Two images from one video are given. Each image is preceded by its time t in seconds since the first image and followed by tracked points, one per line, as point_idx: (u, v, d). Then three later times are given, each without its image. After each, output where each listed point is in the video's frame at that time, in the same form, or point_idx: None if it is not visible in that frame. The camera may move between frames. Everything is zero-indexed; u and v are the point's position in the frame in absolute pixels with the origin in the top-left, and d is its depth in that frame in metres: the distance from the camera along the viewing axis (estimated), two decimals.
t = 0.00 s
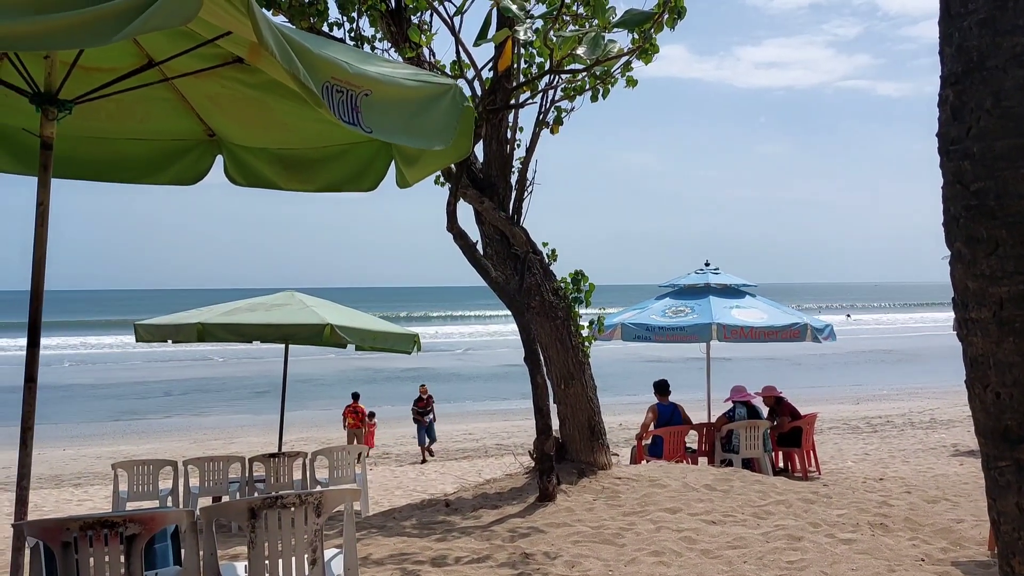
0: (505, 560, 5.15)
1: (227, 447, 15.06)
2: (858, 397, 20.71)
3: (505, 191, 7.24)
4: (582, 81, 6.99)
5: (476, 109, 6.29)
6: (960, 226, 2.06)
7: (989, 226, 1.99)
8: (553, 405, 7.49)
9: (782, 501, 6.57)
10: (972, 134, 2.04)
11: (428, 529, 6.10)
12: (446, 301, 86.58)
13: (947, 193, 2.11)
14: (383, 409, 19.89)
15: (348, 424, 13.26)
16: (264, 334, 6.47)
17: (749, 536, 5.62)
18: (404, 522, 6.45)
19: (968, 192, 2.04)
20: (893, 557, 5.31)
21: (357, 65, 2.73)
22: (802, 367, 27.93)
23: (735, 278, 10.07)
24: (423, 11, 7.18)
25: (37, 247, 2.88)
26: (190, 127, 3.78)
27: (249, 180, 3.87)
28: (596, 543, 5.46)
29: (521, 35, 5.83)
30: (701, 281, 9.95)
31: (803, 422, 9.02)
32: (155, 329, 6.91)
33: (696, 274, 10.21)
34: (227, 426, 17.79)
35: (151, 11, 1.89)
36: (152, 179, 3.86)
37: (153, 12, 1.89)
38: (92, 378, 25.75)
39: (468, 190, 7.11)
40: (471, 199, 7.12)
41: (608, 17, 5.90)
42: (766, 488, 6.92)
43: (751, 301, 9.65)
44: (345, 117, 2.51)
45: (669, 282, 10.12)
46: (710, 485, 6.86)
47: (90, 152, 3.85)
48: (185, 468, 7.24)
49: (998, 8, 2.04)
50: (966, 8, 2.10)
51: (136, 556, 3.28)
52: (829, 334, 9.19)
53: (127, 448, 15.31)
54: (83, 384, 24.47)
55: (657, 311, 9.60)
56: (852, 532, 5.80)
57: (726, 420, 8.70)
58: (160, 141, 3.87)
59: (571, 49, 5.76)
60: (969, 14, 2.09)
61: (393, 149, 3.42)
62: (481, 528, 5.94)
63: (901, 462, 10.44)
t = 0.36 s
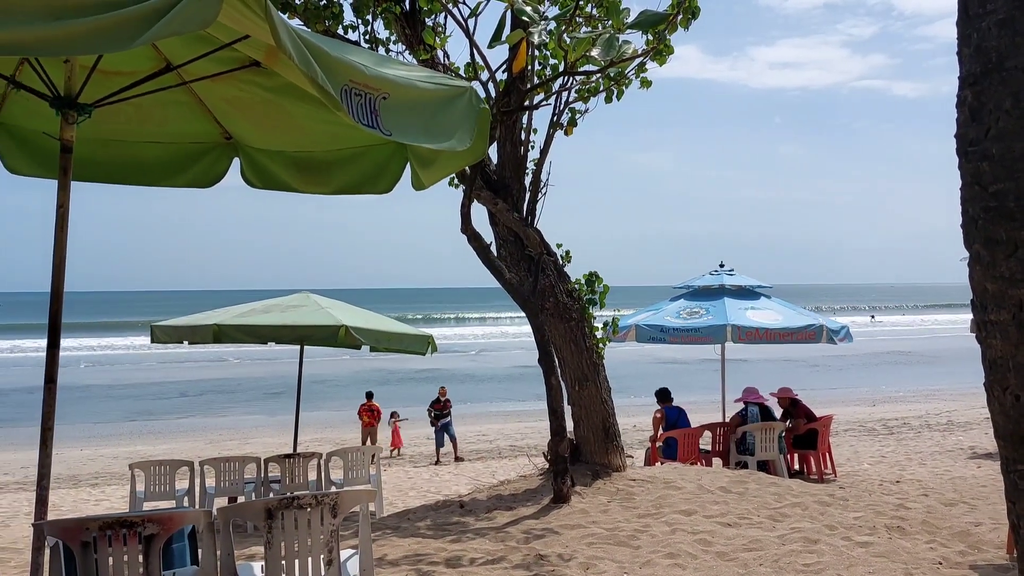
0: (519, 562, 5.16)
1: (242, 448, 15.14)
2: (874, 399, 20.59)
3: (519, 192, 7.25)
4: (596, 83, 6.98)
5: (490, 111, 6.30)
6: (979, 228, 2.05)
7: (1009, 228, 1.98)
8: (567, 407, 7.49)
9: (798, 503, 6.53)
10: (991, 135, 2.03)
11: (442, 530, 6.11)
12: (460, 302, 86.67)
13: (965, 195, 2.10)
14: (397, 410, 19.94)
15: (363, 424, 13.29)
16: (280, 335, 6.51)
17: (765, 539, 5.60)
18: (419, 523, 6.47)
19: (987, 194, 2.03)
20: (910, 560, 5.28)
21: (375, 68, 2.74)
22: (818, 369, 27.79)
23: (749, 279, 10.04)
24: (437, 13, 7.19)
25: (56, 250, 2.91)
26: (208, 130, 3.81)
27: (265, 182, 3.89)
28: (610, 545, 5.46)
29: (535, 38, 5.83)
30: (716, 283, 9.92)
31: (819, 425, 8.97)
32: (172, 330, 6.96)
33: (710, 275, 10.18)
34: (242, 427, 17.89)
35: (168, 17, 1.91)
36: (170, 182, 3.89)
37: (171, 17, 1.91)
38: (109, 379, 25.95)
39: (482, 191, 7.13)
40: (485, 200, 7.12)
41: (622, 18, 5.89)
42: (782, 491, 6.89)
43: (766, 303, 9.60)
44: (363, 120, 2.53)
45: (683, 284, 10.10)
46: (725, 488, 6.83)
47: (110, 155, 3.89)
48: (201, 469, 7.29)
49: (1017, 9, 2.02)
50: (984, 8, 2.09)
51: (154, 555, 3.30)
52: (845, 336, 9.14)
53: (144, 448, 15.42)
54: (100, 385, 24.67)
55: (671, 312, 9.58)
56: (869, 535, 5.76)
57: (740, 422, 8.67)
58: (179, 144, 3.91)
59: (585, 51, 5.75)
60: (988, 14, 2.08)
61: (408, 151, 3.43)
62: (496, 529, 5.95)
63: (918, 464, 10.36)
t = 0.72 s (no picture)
0: (535, 563, 5.16)
1: (259, 448, 15.21)
2: (892, 401, 20.42)
3: (534, 194, 7.25)
4: (611, 84, 6.97)
5: (507, 113, 6.30)
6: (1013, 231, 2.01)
7: None
8: (583, 408, 7.48)
9: (815, 505, 6.50)
10: None
11: (458, 531, 6.12)
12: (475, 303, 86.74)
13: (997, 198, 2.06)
14: (412, 411, 19.99)
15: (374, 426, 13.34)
16: (297, 336, 6.54)
17: (782, 541, 5.57)
18: (434, 524, 6.48)
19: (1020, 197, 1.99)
20: (930, 563, 5.24)
21: (392, 70, 2.76)
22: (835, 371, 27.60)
23: (766, 280, 9.99)
24: (453, 15, 7.21)
25: (77, 252, 2.94)
26: (226, 132, 3.84)
27: (282, 184, 3.91)
28: (626, 547, 5.45)
29: (551, 40, 5.83)
30: (732, 284, 9.88)
31: (836, 427, 8.90)
32: (190, 331, 7.00)
33: (726, 277, 10.15)
34: (259, 427, 17.99)
35: (188, 22, 1.93)
36: (188, 184, 3.92)
37: (192, 22, 1.94)
38: (127, 380, 26.15)
39: (498, 193, 7.15)
40: (500, 201, 7.13)
41: (639, 20, 5.89)
42: (799, 493, 6.86)
43: (782, 304, 9.56)
44: (381, 122, 2.54)
45: (700, 285, 10.06)
46: (742, 490, 6.80)
47: (130, 158, 3.93)
48: (218, 469, 7.33)
49: None
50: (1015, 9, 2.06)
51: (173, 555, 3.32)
52: (863, 337, 9.08)
53: (161, 448, 15.52)
54: (118, 385, 24.87)
55: (687, 314, 9.54)
56: (888, 538, 5.72)
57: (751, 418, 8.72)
58: (196, 146, 3.94)
59: (601, 52, 5.74)
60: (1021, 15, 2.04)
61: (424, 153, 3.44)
62: (512, 531, 5.95)
63: (936, 467, 10.27)
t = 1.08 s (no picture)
0: (547, 565, 5.15)
1: (271, 449, 15.29)
2: (905, 403, 20.31)
3: (545, 195, 7.25)
4: (623, 84, 6.97)
5: (518, 114, 6.31)
6: None
7: None
8: (594, 409, 7.47)
9: (828, 508, 6.47)
10: None
11: (469, 532, 6.13)
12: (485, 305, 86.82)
13: None
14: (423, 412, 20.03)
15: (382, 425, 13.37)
16: (309, 337, 6.56)
17: (795, 544, 5.55)
18: (445, 525, 6.49)
19: None
20: (943, 566, 5.21)
21: (402, 72, 2.76)
22: (847, 373, 27.48)
23: (779, 282, 9.97)
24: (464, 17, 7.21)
25: (91, 254, 2.96)
26: (238, 135, 3.86)
27: (293, 185, 3.92)
28: (637, 548, 5.44)
29: (563, 41, 5.82)
30: (744, 285, 9.85)
31: (849, 429, 8.86)
32: (202, 332, 7.02)
33: (738, 278, 10.12)
34: (271, 428, 18.08)
35: (200, 26, 1.94)
36: (201, 185, 3.94)
37: (205, 25, 1.95)
38: (140, 380, 26.31)
39: (509, 194, 7.15)
40: (511, 203, 7.14)
41: (651, 21, 5.88)
42: (811, 495, 6.83)
43: (795, 306, 9.52)
44: (390, 125, 2.54)
45: (711, 286, 10.03)
46: (754, 492, 6.77)
47: (143, 160, 3.96)
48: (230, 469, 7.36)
49: None
50: None
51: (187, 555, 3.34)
52: (876, 339, 9.03)
53: (174, 448, 15.61)
54: (131, 386, 25.04)
55: (699, 315, 9.52)
56: (901, 541, 5.69)
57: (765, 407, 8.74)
58: (208, 148, 3.96)
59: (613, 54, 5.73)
60: None
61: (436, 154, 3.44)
62: (523, 532, 5.95)
63: (950, 469, 10.21)
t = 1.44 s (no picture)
0: (559, 566, 5.15)
1: (283, 449, 15.36)
2: (919, 405, 20.19)
3: (558, 196, 7.25)
4: (636, 85, 6.96)
5: (530, 115, 6.32)
6: None
7: None
8: (606, 411, 7.46)
9: (842, 510, 6.43)
10: None
11: (482, 533, 6.13)
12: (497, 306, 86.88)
13: None
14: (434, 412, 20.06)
15: (391, 425, 13.38)
16: (322, 337, 6.58)
17: (808, 546, 5.52)
18: (457, 525, 6.50)
19: None
20: (959, 569, 5.17)
21: (415, 75, 2.77)
22: (860, 374, 27.36)
23: (791, 283, 9.92)
24: (477, 18, 7.22)
25: (108, 255, 2.98)
26: (252, 137, 3.88)
27: (307, 186, 3.94)
28: (650, 550, 5.43)
29: (575, 42, 5.82)
30: (756, 286, 9.81)
31: (862, 431, 8.81)
32: (216, 333, 7.05)
33: (751, 279, 10.08)
34: (284, 428, 18.15)
35: (215, 29, 1.95)
36: (215, 187, 3.97)
37: (222, 27, 1.96)
38: (154, 381, 26.48)
39: (521, 195, 7.15)
40: (524, 204, 7.15)
41: (664, 22, 5.87)
42: (825, 498, 6.79)
43: (808, 308, 9.47)
44: (403, 126, 2.55)
45: (724, 287, 10.01)
46: (767, 494, 6.74)
47: (158, 161, 3.98)
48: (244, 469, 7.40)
49: None
50: None
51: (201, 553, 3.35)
52: (890, 341, 8.99)
53: (188, 448, 15.70)
54: (146, 386, 25.19)
55: (711, 316, 9.49)
56: (916, 544, 5.65)
57: (788, 401, 8.70)
58: (222, 150, 3.99)
59: (625, 55, 5.72)
60: None
61: (449, 156, 3.45)
62: (535, 533, 5.95)
63: (965, 472, 10.14)
